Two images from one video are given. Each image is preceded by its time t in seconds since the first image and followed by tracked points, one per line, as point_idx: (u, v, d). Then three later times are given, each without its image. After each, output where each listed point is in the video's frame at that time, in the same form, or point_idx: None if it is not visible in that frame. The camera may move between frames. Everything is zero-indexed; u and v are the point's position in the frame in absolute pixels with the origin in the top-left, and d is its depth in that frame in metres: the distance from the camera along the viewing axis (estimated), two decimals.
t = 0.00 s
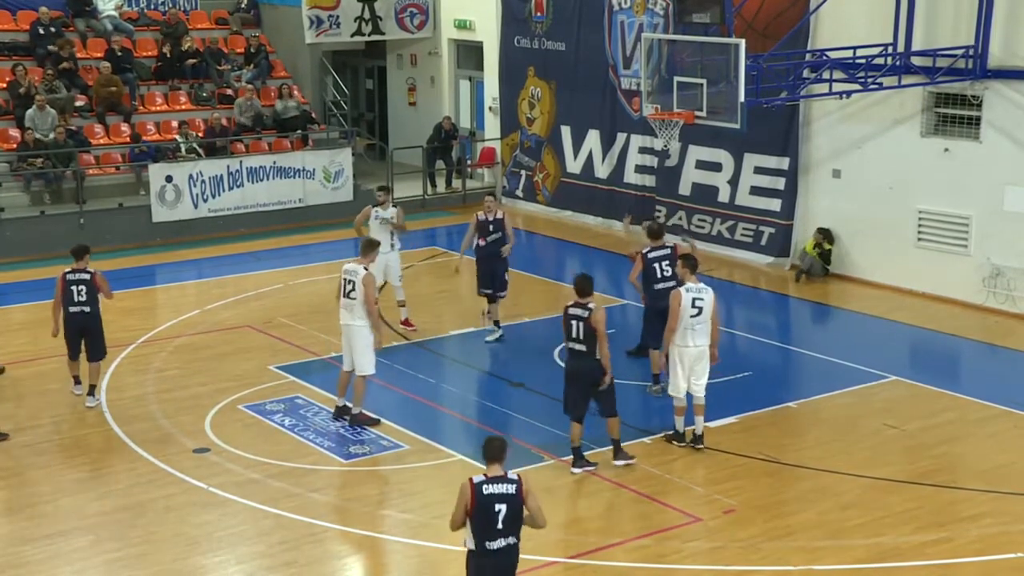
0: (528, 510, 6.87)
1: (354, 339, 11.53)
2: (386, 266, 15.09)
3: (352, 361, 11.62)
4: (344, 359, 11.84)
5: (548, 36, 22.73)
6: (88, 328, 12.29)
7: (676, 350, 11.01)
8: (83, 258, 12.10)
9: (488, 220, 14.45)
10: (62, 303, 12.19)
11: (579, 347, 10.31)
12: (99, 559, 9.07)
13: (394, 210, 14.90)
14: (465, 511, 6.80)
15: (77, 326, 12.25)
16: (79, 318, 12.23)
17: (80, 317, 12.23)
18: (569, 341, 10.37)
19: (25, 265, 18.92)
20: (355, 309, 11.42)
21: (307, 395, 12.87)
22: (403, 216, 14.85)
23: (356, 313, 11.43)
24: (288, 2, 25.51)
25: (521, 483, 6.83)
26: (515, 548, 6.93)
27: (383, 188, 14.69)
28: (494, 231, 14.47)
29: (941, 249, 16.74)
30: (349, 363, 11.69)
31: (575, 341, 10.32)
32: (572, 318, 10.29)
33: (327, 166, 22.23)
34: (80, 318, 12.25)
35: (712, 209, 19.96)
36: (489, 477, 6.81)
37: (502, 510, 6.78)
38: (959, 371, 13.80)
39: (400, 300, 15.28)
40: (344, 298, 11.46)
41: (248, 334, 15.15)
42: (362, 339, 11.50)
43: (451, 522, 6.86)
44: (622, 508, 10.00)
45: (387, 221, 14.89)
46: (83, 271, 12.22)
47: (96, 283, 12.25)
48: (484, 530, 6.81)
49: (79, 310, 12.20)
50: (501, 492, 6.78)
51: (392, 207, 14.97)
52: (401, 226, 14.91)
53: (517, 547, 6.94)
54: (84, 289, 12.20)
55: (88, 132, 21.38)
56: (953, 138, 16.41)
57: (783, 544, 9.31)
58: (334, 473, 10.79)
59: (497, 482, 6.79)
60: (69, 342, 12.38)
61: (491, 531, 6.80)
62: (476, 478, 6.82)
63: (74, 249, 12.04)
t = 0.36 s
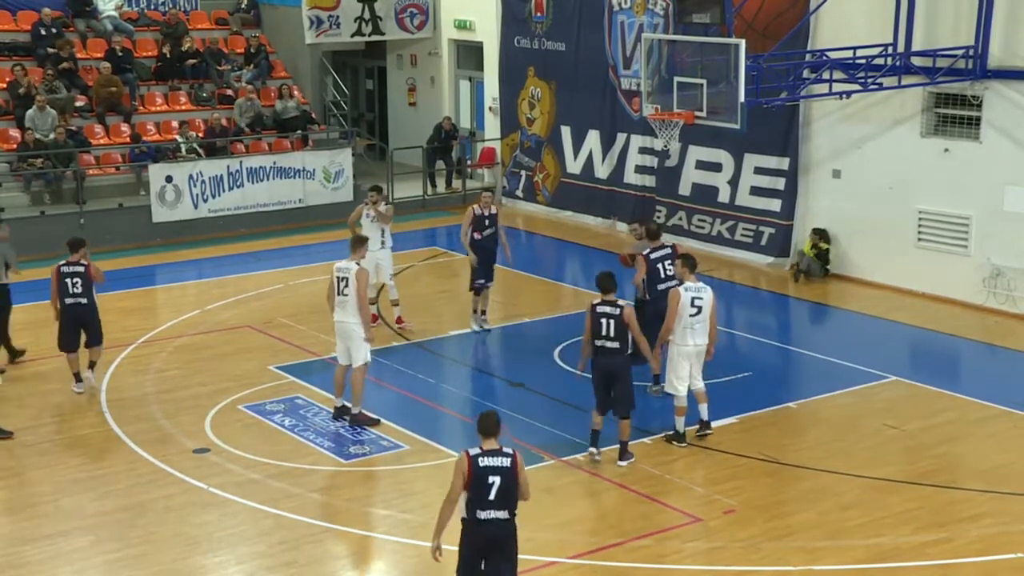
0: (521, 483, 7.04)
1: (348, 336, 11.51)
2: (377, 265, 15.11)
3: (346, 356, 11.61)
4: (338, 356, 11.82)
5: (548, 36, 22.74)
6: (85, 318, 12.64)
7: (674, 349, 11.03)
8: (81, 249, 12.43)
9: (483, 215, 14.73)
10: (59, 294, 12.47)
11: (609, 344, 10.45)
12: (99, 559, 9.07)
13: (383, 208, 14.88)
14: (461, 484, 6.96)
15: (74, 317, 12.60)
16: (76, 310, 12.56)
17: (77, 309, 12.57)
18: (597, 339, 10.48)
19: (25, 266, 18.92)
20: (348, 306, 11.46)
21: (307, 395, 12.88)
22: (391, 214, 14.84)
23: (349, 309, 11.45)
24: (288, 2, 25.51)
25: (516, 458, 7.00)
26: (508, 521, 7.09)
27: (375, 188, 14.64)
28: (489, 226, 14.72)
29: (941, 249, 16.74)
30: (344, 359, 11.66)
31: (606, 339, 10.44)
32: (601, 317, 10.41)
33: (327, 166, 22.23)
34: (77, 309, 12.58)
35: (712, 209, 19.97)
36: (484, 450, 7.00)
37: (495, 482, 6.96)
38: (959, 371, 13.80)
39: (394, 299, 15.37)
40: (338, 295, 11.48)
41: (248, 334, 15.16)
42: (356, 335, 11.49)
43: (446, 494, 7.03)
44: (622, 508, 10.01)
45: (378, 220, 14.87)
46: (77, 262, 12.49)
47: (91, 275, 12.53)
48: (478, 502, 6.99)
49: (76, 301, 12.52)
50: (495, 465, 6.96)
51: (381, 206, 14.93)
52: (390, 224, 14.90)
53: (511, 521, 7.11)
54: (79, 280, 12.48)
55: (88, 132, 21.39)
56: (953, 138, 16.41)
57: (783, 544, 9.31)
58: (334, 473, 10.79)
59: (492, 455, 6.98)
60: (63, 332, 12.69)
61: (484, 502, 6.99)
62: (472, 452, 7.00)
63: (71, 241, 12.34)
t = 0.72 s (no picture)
0: (509, 465, 7.38)
1: (345, 334, 11.49)
2: (375, 264, 15.12)
3: (344, 353, 11.59)
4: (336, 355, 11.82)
5: (548, 37, 22.74)
6: (85, 315, 12.71)
7: (689, 348, 10.99)
8: (86, 248, 12.51)
9: (472, 212, 14.81)
10: (61, 289, 12.58)
11: (620, 339, 10.51)
12: (99, 560, 9.07)
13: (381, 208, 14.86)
14: (452, 466, 7.28)
15: (75, 314, 12.67)
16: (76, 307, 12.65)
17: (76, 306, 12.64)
18: (608, 335, 10.52)
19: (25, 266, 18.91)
20: (341, 304, 11.44)
21: (307, 395, 12.88)
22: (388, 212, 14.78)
23: (343, 307, 11.44)
24: (288, 2, 25.52)
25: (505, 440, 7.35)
26: (499, 502, 7.37)
27: (369, 188, 14.63)
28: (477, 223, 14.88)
29: (940, 250, 16.75)
30: (341, 358, 11.65)
31: (617, 334, 10.51)
32: (613, 312, 10.52)
33: (327, 166, 22.23)
34: (78, 306, 12.66)
35: (712, 210, 19.97)
36: (474, 433, 7.33)
37: (486, 464, 7.29)
38: (959, 371, 13.81)
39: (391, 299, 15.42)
40: (330, 294, 11.50)
41: (248, 334, 15.16)
42: (350, 333, 11.48)
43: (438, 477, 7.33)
44: (622, 508, 10.01)
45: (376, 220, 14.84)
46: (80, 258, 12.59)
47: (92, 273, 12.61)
48: (468, 483, 7.28)
49: (77, 298, 12.61)
50: (485, 446, 7.30)
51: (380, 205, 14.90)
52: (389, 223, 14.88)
53: (501, 502, 7.39)
54: (81, 278, 12.56)
55: (88, 132, 21.40)
56: (953, 138, 16.41)
57: (784, 545, 9.31)
58: (334, 473, 10.79)
59: (482, 437, 7.32)
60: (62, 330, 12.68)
61: (474, 483, 7.28)
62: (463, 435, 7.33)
63: (76, 239, 12.42)
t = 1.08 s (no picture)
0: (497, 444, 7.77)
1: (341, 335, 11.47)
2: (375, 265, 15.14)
3: (339, 357, 11.56)
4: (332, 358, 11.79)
5: (548, 36, 22.73)
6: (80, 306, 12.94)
7: (705, 348, 11.00)
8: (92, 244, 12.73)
9: (458, 209, 14.97)
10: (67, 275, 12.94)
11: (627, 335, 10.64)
12: (99, 560, 9.07)
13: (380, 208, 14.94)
14: (445, 447, 7.62)
15: (73, 303, 12.96)
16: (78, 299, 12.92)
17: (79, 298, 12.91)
18: (615, 333, 10.62)
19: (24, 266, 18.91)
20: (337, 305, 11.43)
21: (307, 395, 12.88)
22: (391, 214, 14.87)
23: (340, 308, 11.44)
24: (288, 3, 25.53)
25: (492, 420, 7.73)
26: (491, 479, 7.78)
27: (367, 188, 14.66)
28: (463, 220, 15.03)
29: (940, 250, 16.75)
30: (338, 360, 11.62)
31: (625, 330, 10.62)
32: (621, 309, 10.59)
33: (327, 166, 22.23)
34: (77, 296, 12.93)
35: (712, 210, 19.98)
36: (465, 415, 7.68)
37: (477, 444, 7.65)
38: (959, 371, 13.82)
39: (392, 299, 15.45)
40: (327, 294, 11.49)
41: (248, 334, 15.16)
42: (345, 334, 11.46)
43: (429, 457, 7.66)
44: (622, 508, 10.01)
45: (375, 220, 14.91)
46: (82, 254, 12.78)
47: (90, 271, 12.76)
48: (461, 463, 7.66)
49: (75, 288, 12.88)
50: (476, 427, 7.66)
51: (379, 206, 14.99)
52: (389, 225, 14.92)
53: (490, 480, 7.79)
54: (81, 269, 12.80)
55: (88, 132, 21.40)
56: (953, 138, 16.42)
57: (784, 545, 9.31)
58: (334, 473, 10.79)
59: (472, 419, 7.68)
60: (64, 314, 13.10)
61: (468, 463, 7.65)
62: (454, 417, 7.67)
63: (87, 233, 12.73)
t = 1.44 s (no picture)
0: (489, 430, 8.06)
1: (343, 336, 11.48)
2: (376, 265, 15.14)
3: (338, 358, 11.59)
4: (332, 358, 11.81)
5: (548, 37, 22.73)
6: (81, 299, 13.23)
7: (711, 352, 10.95)
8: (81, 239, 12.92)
9: (459, 207, 14.97)
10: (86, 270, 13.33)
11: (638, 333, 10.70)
12: (99, 560, 9.07)
13: (380, 209, 14.95)
14: (441, 432, 7.89)
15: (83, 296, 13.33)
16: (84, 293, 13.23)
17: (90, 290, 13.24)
18: (629, 329, 10.64)
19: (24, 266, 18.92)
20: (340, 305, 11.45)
21: (307, 395, 12.89)
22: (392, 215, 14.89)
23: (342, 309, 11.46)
24: (288, 3, 25.54)
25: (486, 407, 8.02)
26: (482, 465, 8.08)
27: (366, 188, 14.62)
28: (463, 217, 15.02)
29: (940, 250, 16.75)
30: (336, 361, 11.66)
31: (637, 327, 10.67)
32: (637, 306, 10.63)
33: (327, 166, 22.23)
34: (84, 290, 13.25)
35: (712, 210, 19.98)
36: (459, 400, 7.97)
37: (471, 428, 7.94)
38: (959, 371, 13.82)
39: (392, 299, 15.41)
40: (330, 294, 11.52)
41: (248, 334, 15.17)
42: (346, 336, 11.48)
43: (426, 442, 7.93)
44: (622, 508, 10.01)
45: (375, 220, 14.90)
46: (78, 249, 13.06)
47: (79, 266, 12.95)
48: (455, 446, 7.94)
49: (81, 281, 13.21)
50: (470, 412, 7.95)
51: (378, 206, 14.99)
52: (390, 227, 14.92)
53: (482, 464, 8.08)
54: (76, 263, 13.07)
55: (88, 133, 21.41)
56: (953, 138, 16.42)
57: (784, 545, 9.31)
58: (334, 473, 10.79)
59: (467, 405, 7.97)
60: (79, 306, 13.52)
61: (461, 447, 7.94)
62: (449, 402, 7.95)
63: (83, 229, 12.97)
